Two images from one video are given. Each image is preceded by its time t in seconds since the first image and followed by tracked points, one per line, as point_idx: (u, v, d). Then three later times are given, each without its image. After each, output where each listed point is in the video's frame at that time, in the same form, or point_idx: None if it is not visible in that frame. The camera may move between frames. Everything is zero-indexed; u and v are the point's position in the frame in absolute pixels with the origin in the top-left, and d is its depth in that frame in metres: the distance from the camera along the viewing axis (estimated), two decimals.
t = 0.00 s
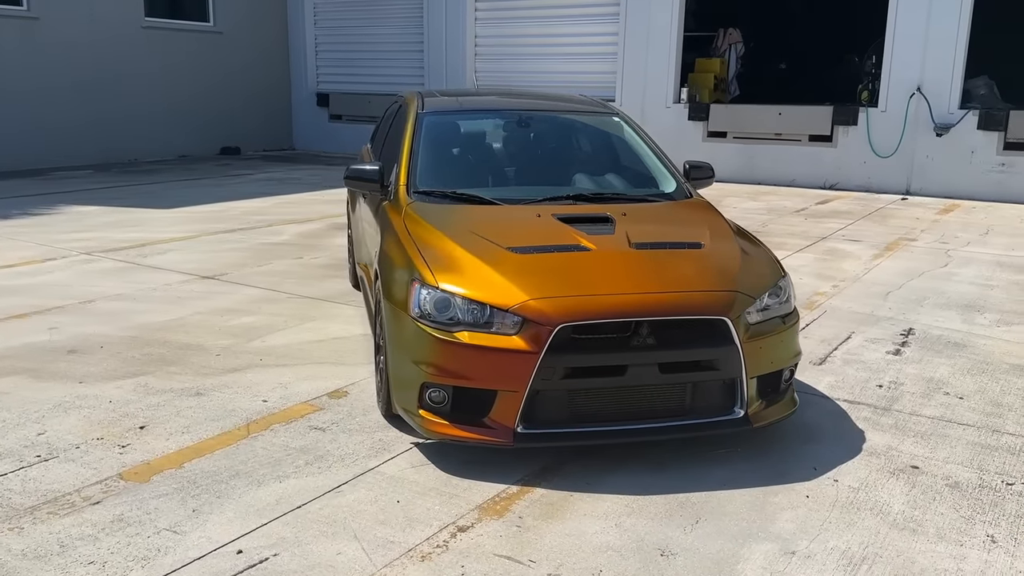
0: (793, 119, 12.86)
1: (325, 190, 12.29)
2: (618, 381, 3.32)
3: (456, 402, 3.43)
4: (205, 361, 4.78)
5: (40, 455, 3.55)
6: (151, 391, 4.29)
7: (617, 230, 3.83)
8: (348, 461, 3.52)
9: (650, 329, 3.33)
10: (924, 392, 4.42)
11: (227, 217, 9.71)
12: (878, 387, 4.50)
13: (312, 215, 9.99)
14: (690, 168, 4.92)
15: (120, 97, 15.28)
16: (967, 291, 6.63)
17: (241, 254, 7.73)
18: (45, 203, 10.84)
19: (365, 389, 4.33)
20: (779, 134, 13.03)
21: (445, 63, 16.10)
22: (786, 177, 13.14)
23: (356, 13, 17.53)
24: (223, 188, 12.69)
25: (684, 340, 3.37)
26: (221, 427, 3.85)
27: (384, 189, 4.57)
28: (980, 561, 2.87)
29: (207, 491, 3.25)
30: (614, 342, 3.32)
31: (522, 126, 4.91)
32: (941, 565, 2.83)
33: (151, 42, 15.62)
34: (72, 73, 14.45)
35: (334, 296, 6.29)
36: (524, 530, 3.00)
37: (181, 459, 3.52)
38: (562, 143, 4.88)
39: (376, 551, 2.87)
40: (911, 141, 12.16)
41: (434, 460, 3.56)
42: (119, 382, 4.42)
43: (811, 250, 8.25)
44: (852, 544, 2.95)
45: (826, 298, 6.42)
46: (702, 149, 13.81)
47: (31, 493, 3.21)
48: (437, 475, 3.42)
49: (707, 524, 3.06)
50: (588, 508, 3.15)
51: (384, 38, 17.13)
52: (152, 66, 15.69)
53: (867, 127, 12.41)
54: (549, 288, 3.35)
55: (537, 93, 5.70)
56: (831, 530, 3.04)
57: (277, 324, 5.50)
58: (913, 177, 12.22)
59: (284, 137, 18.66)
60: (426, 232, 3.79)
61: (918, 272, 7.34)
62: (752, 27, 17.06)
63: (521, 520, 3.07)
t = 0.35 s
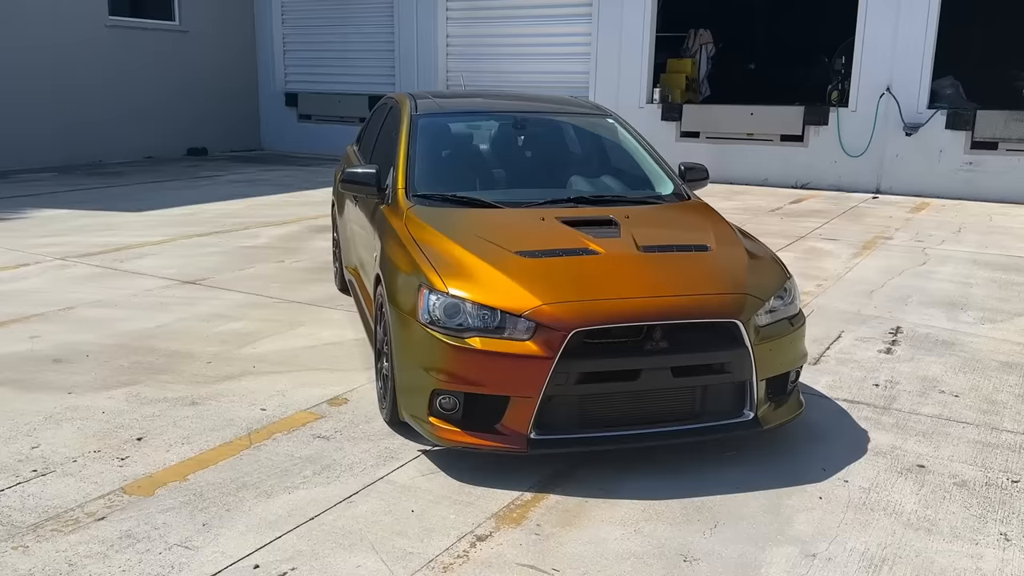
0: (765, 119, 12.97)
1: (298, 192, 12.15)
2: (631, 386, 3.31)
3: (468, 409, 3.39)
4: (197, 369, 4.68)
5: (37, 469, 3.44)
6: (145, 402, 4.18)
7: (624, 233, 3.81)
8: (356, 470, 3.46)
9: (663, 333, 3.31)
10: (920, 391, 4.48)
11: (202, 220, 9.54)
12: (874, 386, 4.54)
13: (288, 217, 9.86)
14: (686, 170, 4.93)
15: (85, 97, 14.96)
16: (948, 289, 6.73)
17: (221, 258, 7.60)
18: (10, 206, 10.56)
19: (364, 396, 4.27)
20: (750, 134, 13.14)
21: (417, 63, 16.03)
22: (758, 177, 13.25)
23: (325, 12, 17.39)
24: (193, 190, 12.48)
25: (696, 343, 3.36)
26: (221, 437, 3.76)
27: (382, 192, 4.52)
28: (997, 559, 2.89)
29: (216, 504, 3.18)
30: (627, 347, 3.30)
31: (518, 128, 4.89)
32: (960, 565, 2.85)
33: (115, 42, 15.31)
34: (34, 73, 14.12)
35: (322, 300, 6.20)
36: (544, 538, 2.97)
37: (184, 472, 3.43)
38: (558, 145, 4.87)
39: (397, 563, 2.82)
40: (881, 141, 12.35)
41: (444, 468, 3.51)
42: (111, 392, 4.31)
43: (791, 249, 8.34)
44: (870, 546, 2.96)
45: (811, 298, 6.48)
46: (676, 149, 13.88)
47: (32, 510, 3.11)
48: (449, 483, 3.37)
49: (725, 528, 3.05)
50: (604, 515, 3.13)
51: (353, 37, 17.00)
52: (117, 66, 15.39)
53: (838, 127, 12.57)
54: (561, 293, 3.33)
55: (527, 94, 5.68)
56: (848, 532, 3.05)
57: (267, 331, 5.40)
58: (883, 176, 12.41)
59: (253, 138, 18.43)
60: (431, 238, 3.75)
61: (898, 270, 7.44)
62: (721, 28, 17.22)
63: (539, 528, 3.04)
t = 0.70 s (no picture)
0: (738, 119, 13.08)
1: (272, 193, 12.01)
2: (641, 386, 3.32)
3: (476, 412, 3.38)
4: (188, 375, 4.61)
5: (35, 480, 3.36)
6: (140, 408, 4.11)
7: (626, 233, 3.82)
8: (364, 475, 3.43)
9: (671, 334, 3.33)
10: (912, 387, 4.55)
11: (176, 222, 9.39)
12: (867, 383, 4.60)
13: (264, 219, 9.74)
14: (678, 170, 4.96)
15: (49, 97, 14.66)
16: (927, 286, 6.85)
17: (201, 260, 7.49)
18: None
19: (363, 400, 4.23)
20: (723, 134, 13.24)
21: (389, 63, 15.95)
22: (731, 176, 13.36)
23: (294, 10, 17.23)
24: (164, 192, 12.28)
25: (704, 343, 3.38)
26: (222, 444, 3.71)
27: (378, 194, 4.48)
28: (1006, 553, 2.94)
29: (224, 512, 3.13)
30: (636, 347, 3.31)
31: (511, 129, 4.88)
32: (970, 558, 2.90)
33: (80, 41, 15.02)
34: None
35: (308, 303, 6.14)
36: (560, 540, 2.97)
37: (189, 479, 3.38)
38: (552, 146, 4.87)
39: (416, 569, 2.81)
40: (851, 140, 12.53)
41: (452, 471, 3.49)
42: (103, 400, 4.23)
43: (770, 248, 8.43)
44: (882, 542, 3.00)
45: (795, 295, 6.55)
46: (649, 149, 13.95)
47: (34, 522, 3.04)
48: (459, 487, 3.36)
49: (738, 527, 3.07)
50: (618, 516, 3.13)
51: (323, 36, 16.87)
52: (82, 65, 15.10)
53: (809, 126, 12.73)
54: (569, 294, 3.33)
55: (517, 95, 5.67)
56: (859, 528, 3.09)
57: (256, 334, 5.33)
58: (854, 174, 12.59)
59: (220, 139, 18.20)
60: (435, 240, 3.73)
61: (877, 268, 7.56)
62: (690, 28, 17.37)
63: (555, 530, 3.03)
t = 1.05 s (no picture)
0: (710, 119, 13.22)
1: (246, 194, 11.89)
2: (656, 383, 3.36)
3: (493, 411, 3.40)
4: (187, 378, 4.56)
5: (45, 487, 3.30)
6: (143, 413, 4.06)
7: (634, 232, 3.86)
8: (380, 475, 3.43)
9: (685, 331, 3.37)
10: (905, 380, 4.65)
11: (153, 224, 9.26)
12: (862, 376, 4.70)
13: (243, 220, 9.65)
14: (673, 169, 5.01)
15: (12, 97, 14.34)
16: (907, 282, 7.00)
17: (184, 263, 7.40)
18: None
19: (369, 402, 4.22)
20: (696, 134, 13.38)
21: (360, 62, 15.86)
22: (704, 175, 13.49)
23: (263, 8, 17.06)
24: (135, 193, 12.10)
25: (716, 340, 3.43)
26: (232, 447, 3.68)
27: (380, 195, 4.47)
28: (1015, 539, 3.03)
29: (244, 516, 3.11)
30: (651, 345, 3.35)
31: (508, 130, 4.89)
32: (982, 546, 2.98)
33: (44, 40, 14.72)
34: None
35: (299, 305, 6.09)
36: (584, 536, 3.00)
37: (204, 483, 3.35)
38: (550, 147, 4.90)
39: (445, 567, 2.82)
40: (821, 139, 12.73)
41: (467, 470, 3.51)
42: (104, 404, 4.17)
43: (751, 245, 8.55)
44: (896, 531, 3.07)
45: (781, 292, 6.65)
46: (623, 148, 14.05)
47: (52, 529, 3.00)
48: (477, 486, 3.37)
49: (757, 520, 3.13)
50: (637, 511, 3.17)
51: (293, 35, 16.71)
52: (46, 65, 14.79)
53: (780, 126, 12.91)
54: (584, 293, 3.35)
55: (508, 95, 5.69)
56: (873, 518, 3.16)
57: (250, 337, 5.29)
58: (824, 173, 12.80)
59: (188, 139, 17.95)
60: (445, 240, 3.73)
61: (856, 264, 7.70)
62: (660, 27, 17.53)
63: (577, 526, 3.06)
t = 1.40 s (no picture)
0: (683, 119, 13.35)
1: (220, 196, 11.75)
2: (670, 382, 3.40)
3: (509, 411, 3.42)
4: (187, 383, 4.51)
5: (57, 495, 3.26)
6: (145, 418, 4.01)
7: (640, 232, 3.90)
8: (396, 478, 3.43)
9: (698, 330, 3.42)
10: (898, 374, 4.76)
11: (130, 227, 9.12)
12: (856, 372, 4.80)
13: (221, 222, 9.54)
14: (668, 169, 5.08)
15: None
16: (887, 278, 7.15)
17: (166, 265, 7.31)
18: None
19: (375, 404, 4.21)
20: (669, 134, 13.51)
21: (331, 61, 15.75)
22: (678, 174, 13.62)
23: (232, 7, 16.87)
24: (105, 195, 11.90)
25: (727, 338, 3.48)
26: (243, 452, 3.66)
27: (381, 197, 4.46)
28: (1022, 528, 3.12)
29: (264, 520, 3.10)
30: (664, 344, 3.39)
31: (505, 131, 4.92)
32: (992, 535, 3.07)
33: (6, 39, 14.39)
34: None
35: (290, 307, 6.05)
36: (607, 534, 3.03)
37: (219, 488, 3.33)
38: (548, 148, 4.93)
39: (472, 568, 2.83)
40: (792, 139, 12.92)
41: (482, 471, 3.52)
42: (105, 410, 4.11)
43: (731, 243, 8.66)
44: (908, 523, 3.15)
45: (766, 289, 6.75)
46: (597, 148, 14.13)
47: (70, 538, 2.96)
48: (493, 486, 3.39)
49: (772, 514, 3.18)
50: (655, 508, 3.21)
51: (262, 33, 16.54)
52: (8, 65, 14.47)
53: (752, 126, 13.07)
54: (598, 293, 3.39)
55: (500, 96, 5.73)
56: (884, 510, 3.23)
57: (245, 340, 5.24)
58: (795, 172, 12.99)
59: (155, 140, 17.69)
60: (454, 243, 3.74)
61: (835, 262, 7.84)
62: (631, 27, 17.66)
63: (598, 524, 3.09)
